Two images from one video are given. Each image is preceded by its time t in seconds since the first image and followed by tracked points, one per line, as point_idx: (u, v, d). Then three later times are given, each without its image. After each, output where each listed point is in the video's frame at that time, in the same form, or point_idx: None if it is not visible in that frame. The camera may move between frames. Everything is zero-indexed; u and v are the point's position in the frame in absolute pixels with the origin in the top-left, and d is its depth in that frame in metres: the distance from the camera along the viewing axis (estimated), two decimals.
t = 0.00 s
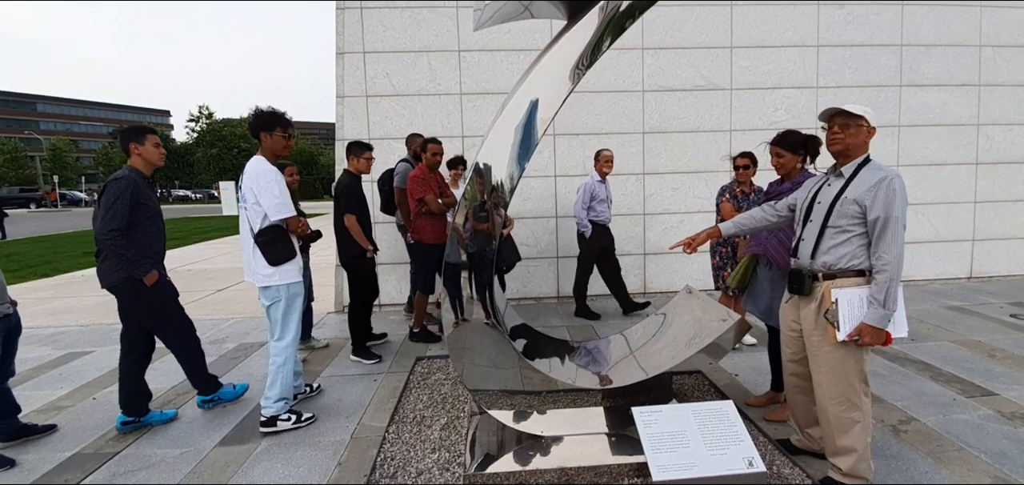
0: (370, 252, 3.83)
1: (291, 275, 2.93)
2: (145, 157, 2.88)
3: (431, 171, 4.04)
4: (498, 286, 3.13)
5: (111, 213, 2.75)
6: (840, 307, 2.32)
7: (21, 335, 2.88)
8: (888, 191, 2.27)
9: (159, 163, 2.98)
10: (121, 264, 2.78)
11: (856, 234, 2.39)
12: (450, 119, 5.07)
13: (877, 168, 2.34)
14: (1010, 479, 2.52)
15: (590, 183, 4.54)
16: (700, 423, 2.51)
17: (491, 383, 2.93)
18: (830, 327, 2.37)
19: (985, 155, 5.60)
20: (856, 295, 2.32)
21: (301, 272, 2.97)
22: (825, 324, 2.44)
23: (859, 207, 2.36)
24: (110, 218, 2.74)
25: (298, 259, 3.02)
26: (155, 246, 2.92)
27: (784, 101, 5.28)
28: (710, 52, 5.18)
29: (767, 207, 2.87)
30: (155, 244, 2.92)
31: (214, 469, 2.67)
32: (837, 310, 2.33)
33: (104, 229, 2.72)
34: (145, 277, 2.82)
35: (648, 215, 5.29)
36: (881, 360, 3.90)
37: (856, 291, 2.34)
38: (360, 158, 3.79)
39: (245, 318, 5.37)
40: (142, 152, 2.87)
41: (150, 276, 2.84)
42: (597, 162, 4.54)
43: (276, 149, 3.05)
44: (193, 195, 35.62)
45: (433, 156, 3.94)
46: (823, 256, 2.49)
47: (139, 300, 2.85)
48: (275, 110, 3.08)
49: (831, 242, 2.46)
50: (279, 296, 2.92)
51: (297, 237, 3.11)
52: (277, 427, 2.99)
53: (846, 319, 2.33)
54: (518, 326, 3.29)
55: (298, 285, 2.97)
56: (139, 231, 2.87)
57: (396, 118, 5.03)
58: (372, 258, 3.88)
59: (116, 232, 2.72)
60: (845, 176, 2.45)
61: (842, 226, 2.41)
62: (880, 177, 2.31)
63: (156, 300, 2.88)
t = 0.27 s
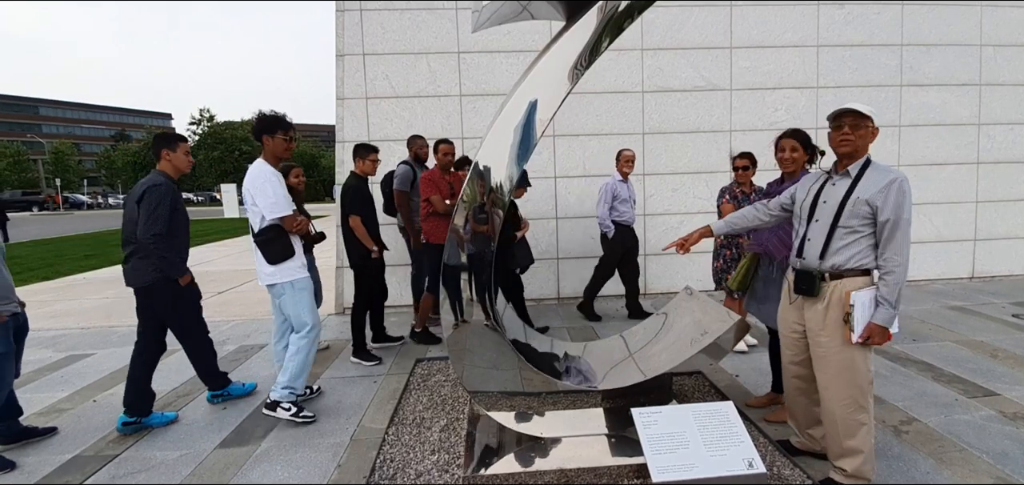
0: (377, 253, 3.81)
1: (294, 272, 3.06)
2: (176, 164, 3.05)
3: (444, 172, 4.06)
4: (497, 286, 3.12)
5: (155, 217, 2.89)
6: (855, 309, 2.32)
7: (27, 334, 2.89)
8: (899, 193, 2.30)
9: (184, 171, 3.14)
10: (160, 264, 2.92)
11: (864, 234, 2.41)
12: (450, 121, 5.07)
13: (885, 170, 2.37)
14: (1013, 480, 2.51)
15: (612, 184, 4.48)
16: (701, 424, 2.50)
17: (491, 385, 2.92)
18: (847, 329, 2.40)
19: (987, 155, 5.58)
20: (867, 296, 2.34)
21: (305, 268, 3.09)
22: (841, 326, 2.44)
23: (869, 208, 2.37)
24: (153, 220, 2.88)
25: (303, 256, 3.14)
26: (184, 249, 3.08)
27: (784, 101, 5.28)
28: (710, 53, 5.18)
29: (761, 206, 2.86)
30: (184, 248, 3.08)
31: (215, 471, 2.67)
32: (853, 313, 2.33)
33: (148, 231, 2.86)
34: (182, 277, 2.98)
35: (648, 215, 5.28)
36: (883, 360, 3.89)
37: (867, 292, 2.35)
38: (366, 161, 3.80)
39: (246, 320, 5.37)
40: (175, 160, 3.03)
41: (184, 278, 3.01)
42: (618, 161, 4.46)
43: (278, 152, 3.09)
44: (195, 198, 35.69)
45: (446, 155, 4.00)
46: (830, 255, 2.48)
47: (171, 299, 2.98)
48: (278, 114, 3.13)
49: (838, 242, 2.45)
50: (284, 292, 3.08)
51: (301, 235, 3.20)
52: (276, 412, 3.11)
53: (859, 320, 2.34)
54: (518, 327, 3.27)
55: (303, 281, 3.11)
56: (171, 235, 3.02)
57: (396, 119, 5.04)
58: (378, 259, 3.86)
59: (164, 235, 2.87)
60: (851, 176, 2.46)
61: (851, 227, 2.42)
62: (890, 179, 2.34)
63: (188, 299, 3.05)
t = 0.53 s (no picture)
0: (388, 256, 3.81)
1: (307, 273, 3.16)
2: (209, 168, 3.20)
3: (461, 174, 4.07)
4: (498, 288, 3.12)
5: (197, 219, 3.06)
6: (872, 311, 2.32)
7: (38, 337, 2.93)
8: (903, 192, 2.30)
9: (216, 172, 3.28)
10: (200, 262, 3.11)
11: (871, 234, 2.41)
12: (452, 123, 5.08)
13: (889, 169, 2.37)
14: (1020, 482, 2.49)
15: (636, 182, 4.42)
16: (704, 426, 2.49)
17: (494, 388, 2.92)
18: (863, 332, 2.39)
19: (991, 154, 5.56)
20: (882, 298, 2.35)
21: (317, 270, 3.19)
22: (852, 328, 2.42)
23: (875, 208, 2.38)
24: (195, 222, 3.05)
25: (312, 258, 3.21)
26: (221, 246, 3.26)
27: (786, 102, 5.27)
28: (712, 53, 5.17)
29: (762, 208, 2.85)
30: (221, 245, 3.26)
31: (220, 474, 2.68)
32: (871, 316, 2.33)
33: (190, 231, 3.04)
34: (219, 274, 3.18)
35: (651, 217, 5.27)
36: (888, 362, 3.87)
37: (882, 293, 2.36)
38: (373, 165, 3.81)
39: (250, 323, 5.39)
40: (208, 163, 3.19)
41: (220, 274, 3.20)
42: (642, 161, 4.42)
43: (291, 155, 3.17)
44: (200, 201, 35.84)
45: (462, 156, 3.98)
46: (837, 257, 2.48)
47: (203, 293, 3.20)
48: (288, 119, 3.17)
49: (845, 242, 2.45)
50: (295, 293, 3.17)
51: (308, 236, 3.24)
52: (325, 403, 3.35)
53: (877, 322, 2.34)
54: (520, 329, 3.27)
55: (315, 281, 3.21)
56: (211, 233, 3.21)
57: (398, 122, 5.05)
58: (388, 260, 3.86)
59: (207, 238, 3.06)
60: (854, 177, 2.45)
61: (858, 227, 2.41)
62: (894, 178, 2.34)
63: (220, 291, 3.27)
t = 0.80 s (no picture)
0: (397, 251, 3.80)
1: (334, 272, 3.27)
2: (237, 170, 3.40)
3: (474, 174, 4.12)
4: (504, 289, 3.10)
5: (232, 216, 3.24)
6: (885, 311, 2.30)
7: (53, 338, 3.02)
8: (915, 191, 2.28)
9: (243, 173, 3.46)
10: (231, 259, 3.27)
11: (882, 234, 2.39)
12: (457, 123, 5.08)
13: (899, 168, 2.35)
14: None
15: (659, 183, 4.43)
16: (712, 427, 2.47)
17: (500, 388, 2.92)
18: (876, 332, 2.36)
19: (1002, 152, 5.50)
20: (894, 298, 2.33)
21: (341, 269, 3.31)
22: (862, 328, 2.40)
23: (885, 207, 2.35)
24: (227, 220, 3.22)
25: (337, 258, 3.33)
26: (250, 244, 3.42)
27: (794, 100, 5.24)
28: (718, 52, 5.15)
29: (772, 208, 2.83)
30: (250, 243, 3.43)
31: (227, 475, 2.68)
32: (883, 317, 2.31)
33: (224, 229, 3.21)
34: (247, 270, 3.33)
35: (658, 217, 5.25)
36: (898, 362, 3.83)
37: (895, 293, 2.33)
38: (389, 165, 3.80)
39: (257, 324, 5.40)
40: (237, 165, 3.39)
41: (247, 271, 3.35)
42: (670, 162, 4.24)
43: (313, 158, 3.28)
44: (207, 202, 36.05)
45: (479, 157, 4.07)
46: (848, 257, 2.45)
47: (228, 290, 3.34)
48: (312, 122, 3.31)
49: (855, 242, 2.43)
50: (321, 292, 3.24)
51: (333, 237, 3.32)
52: (358, 389, 3.58)
53: (890, 322, 2.32)
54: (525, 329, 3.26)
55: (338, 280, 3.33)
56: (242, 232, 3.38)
57: (404, 123, 5.05)
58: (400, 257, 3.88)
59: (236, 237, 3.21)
60: (863, 176, 2.43)
61: (869, 227, 2.39)
62: (905, 177, 2.32)
63: (244, 291, 3.40)
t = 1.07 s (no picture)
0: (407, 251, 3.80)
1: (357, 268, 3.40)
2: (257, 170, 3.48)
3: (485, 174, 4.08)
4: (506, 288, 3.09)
5: (254, 215, 3.35)
6: (886, 310, 2.30)
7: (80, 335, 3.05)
8: (917, 189, 2.25)
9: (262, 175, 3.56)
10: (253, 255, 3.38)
11: (883, 233, 2.37)
12: (460, 123, 5.07)
13: (901, 166, 2.32)
14: None
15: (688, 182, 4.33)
16: (717, 427, 2.47)
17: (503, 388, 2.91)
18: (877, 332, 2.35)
19: (1008, 149, 5.47)
20: (897, 296, 2.32)
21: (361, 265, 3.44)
22: (863, 327, 2.39)
23: (886, 206, 2.33)
24: (249, 218, 3.33)
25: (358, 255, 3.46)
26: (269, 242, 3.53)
27: (797, 98, 5.22)
28: (721, 50, 5.13)
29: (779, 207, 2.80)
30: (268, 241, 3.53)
31: (231, 475, 2.68)
32: (886, 315, 2.30)
33: (247, 227, 3.32)
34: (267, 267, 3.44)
35: (661, 216, 5.24)
36: (904, 361, 3.81)
37: (897, 292, 2.32)
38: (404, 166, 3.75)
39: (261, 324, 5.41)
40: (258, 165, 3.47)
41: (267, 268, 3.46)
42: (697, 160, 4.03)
43: (335, 159, 3.36)
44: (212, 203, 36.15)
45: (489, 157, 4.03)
46: (848, 256, 2.44)
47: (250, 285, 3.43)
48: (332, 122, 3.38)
49: (856, 241, 2.41)
50: (346, 287, 3.35)
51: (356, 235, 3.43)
52: (361, 389, 3.58)
53: (891, 321, 2.31)
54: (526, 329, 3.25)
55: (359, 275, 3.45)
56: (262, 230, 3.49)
57: (406, 123, 5.04)
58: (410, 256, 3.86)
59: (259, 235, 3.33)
60: (866, 175, 2.41)
61: (870, 226, 2.37)
62: (906, 175, 2.29)
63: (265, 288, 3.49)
